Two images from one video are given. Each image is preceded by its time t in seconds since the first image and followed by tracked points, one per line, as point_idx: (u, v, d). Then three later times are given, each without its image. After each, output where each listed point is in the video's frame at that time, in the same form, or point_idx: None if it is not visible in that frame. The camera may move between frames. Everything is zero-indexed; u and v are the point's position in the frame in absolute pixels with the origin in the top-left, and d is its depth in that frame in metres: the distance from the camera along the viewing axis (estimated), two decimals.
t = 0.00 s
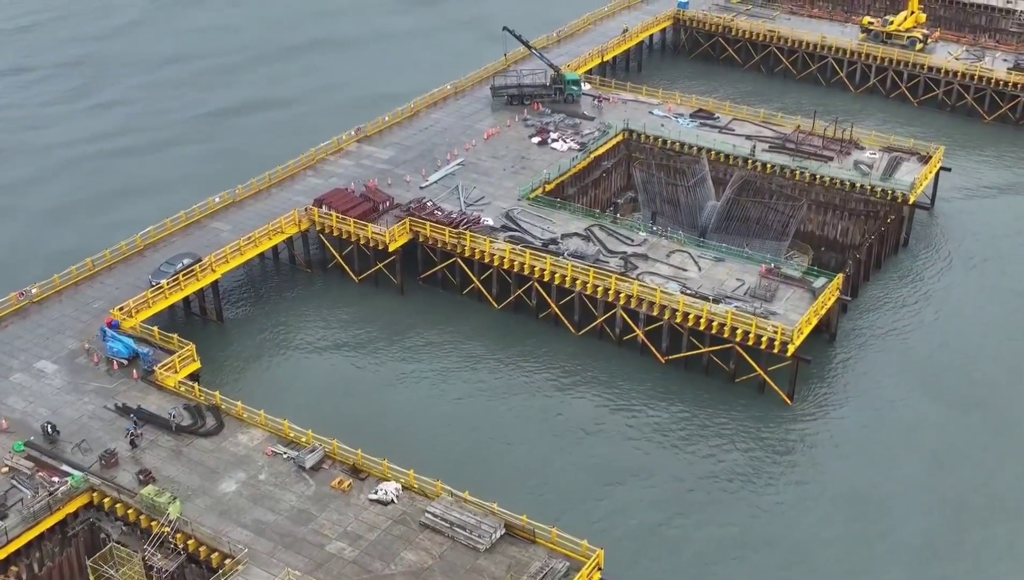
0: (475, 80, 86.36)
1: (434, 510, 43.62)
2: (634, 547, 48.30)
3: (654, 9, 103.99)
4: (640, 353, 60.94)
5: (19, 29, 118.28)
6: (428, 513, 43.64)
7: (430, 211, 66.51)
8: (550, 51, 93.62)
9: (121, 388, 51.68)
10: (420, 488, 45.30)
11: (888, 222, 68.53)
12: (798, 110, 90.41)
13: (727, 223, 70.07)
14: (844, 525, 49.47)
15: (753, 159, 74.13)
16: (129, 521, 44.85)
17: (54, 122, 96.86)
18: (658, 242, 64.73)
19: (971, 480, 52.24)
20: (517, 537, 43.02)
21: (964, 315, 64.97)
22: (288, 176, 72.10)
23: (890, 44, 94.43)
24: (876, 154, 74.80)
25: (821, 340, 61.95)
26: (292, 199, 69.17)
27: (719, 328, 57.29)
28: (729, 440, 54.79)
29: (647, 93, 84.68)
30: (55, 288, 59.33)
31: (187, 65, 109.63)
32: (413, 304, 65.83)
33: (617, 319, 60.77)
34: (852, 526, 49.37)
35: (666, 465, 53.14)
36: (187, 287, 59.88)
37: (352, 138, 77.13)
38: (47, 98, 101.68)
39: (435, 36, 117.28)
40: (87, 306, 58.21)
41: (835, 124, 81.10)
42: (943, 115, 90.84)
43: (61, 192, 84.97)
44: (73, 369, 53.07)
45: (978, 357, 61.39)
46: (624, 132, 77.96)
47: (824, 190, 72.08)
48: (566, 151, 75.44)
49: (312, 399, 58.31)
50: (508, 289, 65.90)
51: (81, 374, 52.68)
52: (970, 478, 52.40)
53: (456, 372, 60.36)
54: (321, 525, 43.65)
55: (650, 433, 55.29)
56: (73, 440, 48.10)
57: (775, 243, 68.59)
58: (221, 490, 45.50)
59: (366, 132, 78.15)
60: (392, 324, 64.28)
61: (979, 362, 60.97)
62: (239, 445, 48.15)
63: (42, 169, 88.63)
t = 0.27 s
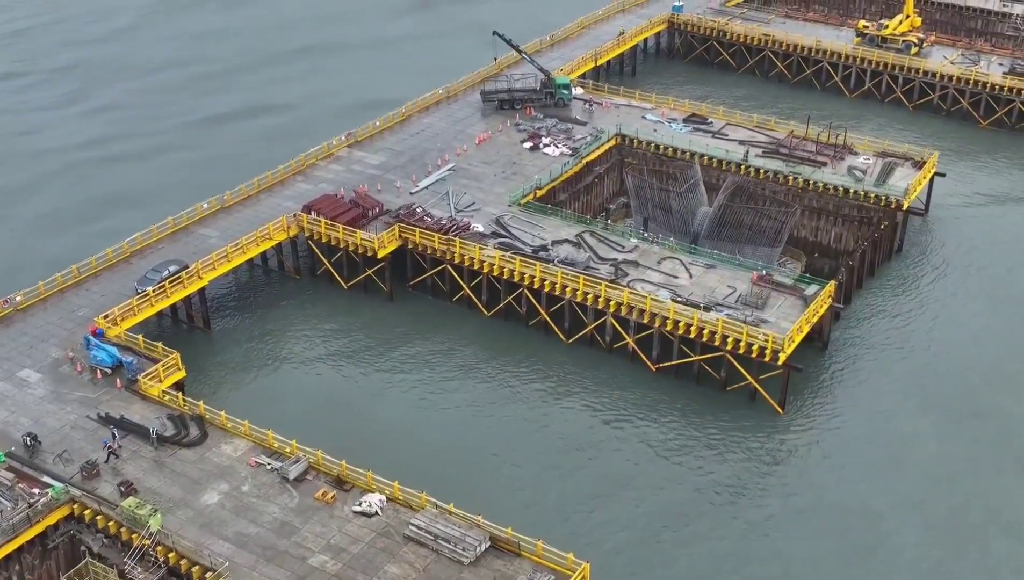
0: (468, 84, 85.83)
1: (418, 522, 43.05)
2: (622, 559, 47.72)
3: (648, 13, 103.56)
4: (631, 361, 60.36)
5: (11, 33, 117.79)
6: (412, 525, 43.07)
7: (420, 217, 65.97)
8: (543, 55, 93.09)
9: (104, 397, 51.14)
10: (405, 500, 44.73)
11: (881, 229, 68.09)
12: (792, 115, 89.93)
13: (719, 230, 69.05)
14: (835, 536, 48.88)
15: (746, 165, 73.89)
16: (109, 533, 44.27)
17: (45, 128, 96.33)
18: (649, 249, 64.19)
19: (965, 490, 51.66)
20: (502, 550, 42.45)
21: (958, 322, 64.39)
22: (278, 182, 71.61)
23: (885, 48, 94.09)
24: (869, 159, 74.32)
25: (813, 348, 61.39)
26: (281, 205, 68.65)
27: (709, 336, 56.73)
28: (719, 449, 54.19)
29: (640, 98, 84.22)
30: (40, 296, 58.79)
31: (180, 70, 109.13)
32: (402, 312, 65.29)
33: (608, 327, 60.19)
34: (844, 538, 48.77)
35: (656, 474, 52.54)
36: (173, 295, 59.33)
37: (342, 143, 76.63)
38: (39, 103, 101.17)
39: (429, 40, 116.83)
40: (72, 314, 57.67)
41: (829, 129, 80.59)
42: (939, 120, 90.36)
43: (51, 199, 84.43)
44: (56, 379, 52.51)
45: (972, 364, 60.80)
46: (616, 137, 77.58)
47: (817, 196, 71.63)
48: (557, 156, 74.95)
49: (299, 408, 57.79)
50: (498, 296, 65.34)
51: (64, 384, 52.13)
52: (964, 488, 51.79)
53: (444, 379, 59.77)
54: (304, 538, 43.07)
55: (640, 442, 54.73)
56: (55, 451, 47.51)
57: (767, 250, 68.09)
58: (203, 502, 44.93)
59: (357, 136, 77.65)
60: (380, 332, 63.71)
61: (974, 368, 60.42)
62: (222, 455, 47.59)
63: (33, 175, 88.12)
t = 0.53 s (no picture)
0: (460, 89, 85.31)
1: (401, 536, 42.49)
2: (610, 571, 47.15)
3: (642, 17, 103.11)
4: (621, 369, 59.78)
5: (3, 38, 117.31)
6: (395, 539, 42.50)
7: (409, 224, 65.43)
8: (536, 59, 92.55)
9: (87, 408, 50.57)
10: (388, 513, 44.16)
11: (874, 236, 67.58)
12: (787, 120, 89.44)
13: (711, 238, 68.73)
14: (826, 548, 48.28)
15: (738, 171, 73.40)
16: (89, 546, 43.67)
17: (36, 133, 95.82)
18: (639, 256, 63.63)
19: (957, 501, 51.08)
20: (487, 564, 41.88)
21: (951, 329, 63.84)
22: (267, 188, 71.08)
23: (880, 52, 93.59)
24: (863, 165, 73.81)
25: (805, 356, 60.84)
26: (270, 212, 68.11)
27: (699, 345, 56.16)
28: (709, 459, 53.59)
29: (632, 102, 83.72)
30: (24, 304, 58.24)
31: (172, 75, 108.64)
32: (391, 319, 64.73)
33: (598, 335, 59.63)
34: (835, 550, 48.17)
35: (645, 485, 51.94)
36: (159, 303, 58.79)
37: (332, 148, 76.09)
38: (30, 108, 100.66)
39: (423, 45, 116.35)
40: (56, 322, 57.11)
41: (822, 134, 80.06)
42: (934, 124, 89.83)
43: (40, 206, 83.90)
44: (39, 389, 51.92)
45: (966, 372, 60.24)
46: (608, 143, 77.12)
47: (810, 202, 71.15)
48: (549, 162, 74.42)
49: (286, 417, 57.23)
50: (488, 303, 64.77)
51: (46, 394, 51.56)
52: (957, 499, 51.19)
53: (433, 388, 59.20)
54: (286, 551, 42.49)
55: (630, 451, 54.17)
56: (35, 462, 46.92)
57: (759, 257, 67.57)
58: (184, 515, 44.33)
59: (348, 142, 77.11)
60: (368, 340, 63.14)
61: (967, 377, 59.88)
62: (205, 467, 47.02)
63: (23, 181, 87.60)
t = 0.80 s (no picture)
0: (451, 94, 84.81)
1: (384, 549, 41.96)
2: None
3: (636, 21, 102.65)
4: (610, 378, 59.22)
5: None
6: (377, 552, 41.96)
7: (398, 231, 64.90)
8: (529, 64, 92.09)
9: (69, 418, 50.01)
10: (371, 525, 43.63)
11: (867, 242, 67.09)
12: (780, 125, 88.97)
13: (703, 244, 67.89)
14: (815, 560, 47.69)
15: (730, 177, 72.93)
16: (68, 560, 43.08)
17: (26, 139, 95.28)
18: (630, 263, 63.10)
19: (949, 512, 50.51)
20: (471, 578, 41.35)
21: (945, 338, 63.32)
22: (255, 195, 70.57)
23: (875, 57, 93.16)
24: (856, 171, 73.28)
25: (797, 365, 60.32)
26: (258, 218, 67.60)
27: (689, 354, 55.63)
28: (698, 469, 53.03)
29: (625, 108, 83.25)
30: (8, 312, 57.71)
31: (164, 80, 108.12)
32: (380, 327, 64.17)
33: (587, 343, 59.07)
34: (824, 562, 47.59)
35: (633, 496, 51.37)
36: (144, 311, 58.26)
37: (322, 154, 75.59)
38: (21, 114, 100.10)
39: (417, 50, 115.95)
40: (40, 330, 56.57)
41: (816, 140, 79.52)
42: (929, 130, 89.35)
43: (29, 213, 83.35)
44: (21, 399, 51.36)
45: (959, 381, 59.72)
46: (600, 148, 76.67)
47: (803, 208, 70.65)
48: (540, 168, 73.91)
49: (272, 426, 56.70)
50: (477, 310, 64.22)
51: (29, 404, 50.99)
52: (948, 510, 50.61)
53: (421, 396, 58.67)
54: (267, 565, 41.93)
55: (618, 461, 53.63)
56: (15, 474, 46.33)
57: (751, 264, 67.05)
58: (165, 527, 43.76)
59: (338, 147, 76.59)
60: (356, 348, 62.60)
61: (960, 386, 59.39)
62: (187, 478, 46.48)
63: (12, 187, 87.04)
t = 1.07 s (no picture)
0: (443, 98, 84.33)
1: (366, 562, 41.51)
2: None
3: (629, 24, 102.17)
4: (600, 386, 58.70)
5: None
6: (360, 565, 41.51)
7: (386, 237, 64.40)
8: (521, 68, 91.63)
9: (50, 428, 49.48)
10: (354, 538, 43.13)
11: (859, 249, 66.60)
12: (774, 130, 88.51)
13: (694, 250, 67.23)
14: (805, 572, 47.10)
15: (722, 182, 72.46)
16: (47, 573, 42.51)
17: (16, 144, 94.79)
18: (620, 270, 62.58)
19: (941, 523, 49.93)
20: None
21: (938, 345, 62.81)
22: (243, 201, 70.07)
23: (869, 61, 92.73)
24: (849, 176, 72.80)
25: (788, 373, 59.79)
26: (246, 225, 67.10)
27: (679, 362, 55.09)
28: (687, 479, 52.47)
29: (617, 112, 82.79)
30: None
31: (156, 86, 107.72)
32: (368, 335, 63.63)
33: (576, 351, 58.54)
34: (813, 573, 47.02)
35: (621, 506, 50.83)
36: (129, 318, 57.75)
37: (312, 159, 75.10)
38: (11, 119, 99.62)
39: (410, 55, 115.57)
40: (24, 339, 56.07)
41: (809, 145, 79.02)
42: (923, 134, 88.89)
43: (18, 218, 82.86)
44: (3, 408, 50.82)
45: (951, 389, 59.21)
46: (592, 153, 76.20)
47: (795, 214, 70.18)
48: (531, 173, 73.41)
49: (257, 434, 56.13)
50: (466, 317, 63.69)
51: (10, 413, 50.47)
52: (939, 520, 50.05)
53: (408, 405, 58.12)
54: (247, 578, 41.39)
55: (607, 470, 53.08)
56: None
57: (743, 270, 66.54)
58: (145, 540, 43.21)
59: (328, 152, 76.10)
60: (344, 355, 62.07)
61: (953, 393, 58.89)
62: (169, 490, 45.95)
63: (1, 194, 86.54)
